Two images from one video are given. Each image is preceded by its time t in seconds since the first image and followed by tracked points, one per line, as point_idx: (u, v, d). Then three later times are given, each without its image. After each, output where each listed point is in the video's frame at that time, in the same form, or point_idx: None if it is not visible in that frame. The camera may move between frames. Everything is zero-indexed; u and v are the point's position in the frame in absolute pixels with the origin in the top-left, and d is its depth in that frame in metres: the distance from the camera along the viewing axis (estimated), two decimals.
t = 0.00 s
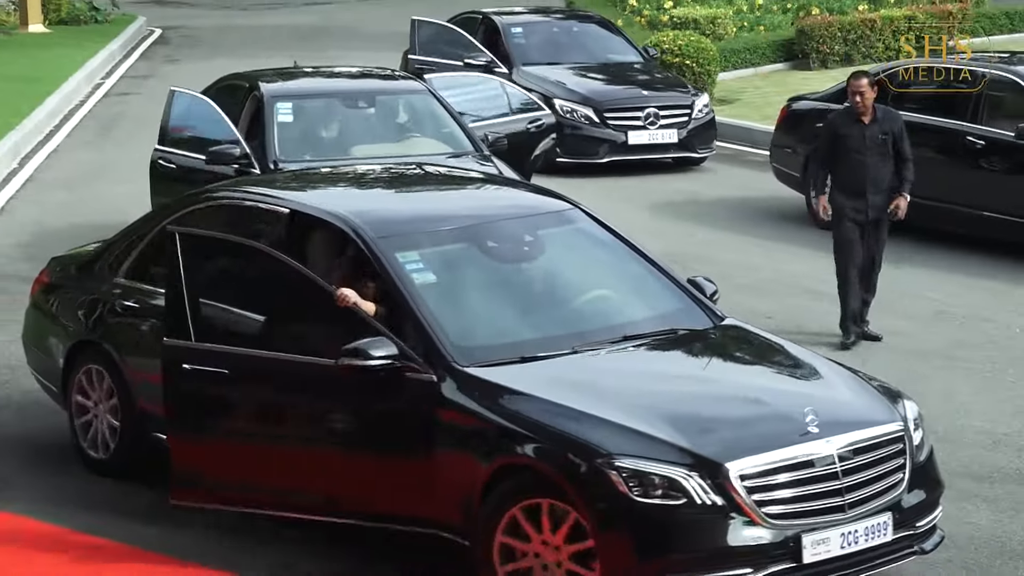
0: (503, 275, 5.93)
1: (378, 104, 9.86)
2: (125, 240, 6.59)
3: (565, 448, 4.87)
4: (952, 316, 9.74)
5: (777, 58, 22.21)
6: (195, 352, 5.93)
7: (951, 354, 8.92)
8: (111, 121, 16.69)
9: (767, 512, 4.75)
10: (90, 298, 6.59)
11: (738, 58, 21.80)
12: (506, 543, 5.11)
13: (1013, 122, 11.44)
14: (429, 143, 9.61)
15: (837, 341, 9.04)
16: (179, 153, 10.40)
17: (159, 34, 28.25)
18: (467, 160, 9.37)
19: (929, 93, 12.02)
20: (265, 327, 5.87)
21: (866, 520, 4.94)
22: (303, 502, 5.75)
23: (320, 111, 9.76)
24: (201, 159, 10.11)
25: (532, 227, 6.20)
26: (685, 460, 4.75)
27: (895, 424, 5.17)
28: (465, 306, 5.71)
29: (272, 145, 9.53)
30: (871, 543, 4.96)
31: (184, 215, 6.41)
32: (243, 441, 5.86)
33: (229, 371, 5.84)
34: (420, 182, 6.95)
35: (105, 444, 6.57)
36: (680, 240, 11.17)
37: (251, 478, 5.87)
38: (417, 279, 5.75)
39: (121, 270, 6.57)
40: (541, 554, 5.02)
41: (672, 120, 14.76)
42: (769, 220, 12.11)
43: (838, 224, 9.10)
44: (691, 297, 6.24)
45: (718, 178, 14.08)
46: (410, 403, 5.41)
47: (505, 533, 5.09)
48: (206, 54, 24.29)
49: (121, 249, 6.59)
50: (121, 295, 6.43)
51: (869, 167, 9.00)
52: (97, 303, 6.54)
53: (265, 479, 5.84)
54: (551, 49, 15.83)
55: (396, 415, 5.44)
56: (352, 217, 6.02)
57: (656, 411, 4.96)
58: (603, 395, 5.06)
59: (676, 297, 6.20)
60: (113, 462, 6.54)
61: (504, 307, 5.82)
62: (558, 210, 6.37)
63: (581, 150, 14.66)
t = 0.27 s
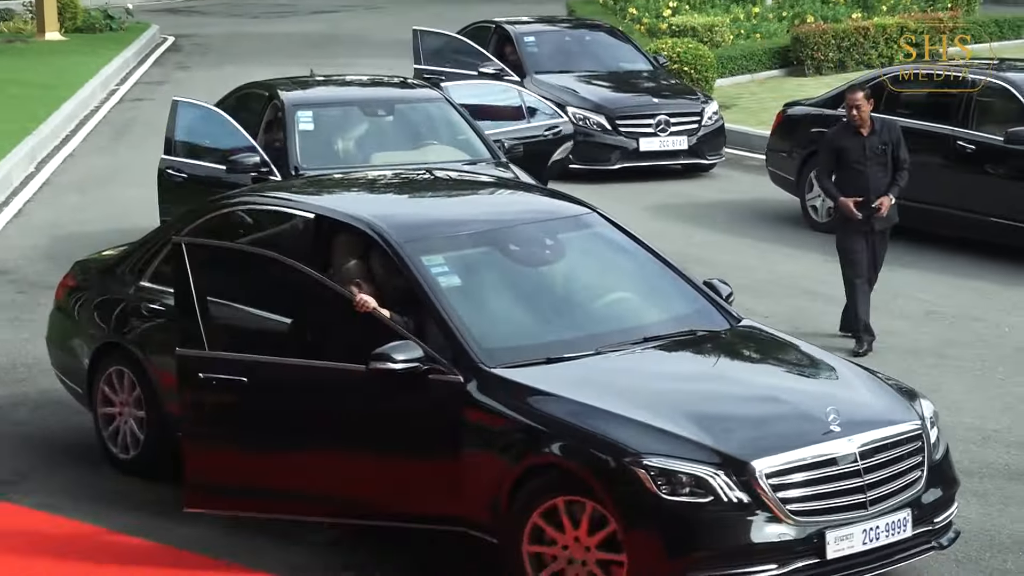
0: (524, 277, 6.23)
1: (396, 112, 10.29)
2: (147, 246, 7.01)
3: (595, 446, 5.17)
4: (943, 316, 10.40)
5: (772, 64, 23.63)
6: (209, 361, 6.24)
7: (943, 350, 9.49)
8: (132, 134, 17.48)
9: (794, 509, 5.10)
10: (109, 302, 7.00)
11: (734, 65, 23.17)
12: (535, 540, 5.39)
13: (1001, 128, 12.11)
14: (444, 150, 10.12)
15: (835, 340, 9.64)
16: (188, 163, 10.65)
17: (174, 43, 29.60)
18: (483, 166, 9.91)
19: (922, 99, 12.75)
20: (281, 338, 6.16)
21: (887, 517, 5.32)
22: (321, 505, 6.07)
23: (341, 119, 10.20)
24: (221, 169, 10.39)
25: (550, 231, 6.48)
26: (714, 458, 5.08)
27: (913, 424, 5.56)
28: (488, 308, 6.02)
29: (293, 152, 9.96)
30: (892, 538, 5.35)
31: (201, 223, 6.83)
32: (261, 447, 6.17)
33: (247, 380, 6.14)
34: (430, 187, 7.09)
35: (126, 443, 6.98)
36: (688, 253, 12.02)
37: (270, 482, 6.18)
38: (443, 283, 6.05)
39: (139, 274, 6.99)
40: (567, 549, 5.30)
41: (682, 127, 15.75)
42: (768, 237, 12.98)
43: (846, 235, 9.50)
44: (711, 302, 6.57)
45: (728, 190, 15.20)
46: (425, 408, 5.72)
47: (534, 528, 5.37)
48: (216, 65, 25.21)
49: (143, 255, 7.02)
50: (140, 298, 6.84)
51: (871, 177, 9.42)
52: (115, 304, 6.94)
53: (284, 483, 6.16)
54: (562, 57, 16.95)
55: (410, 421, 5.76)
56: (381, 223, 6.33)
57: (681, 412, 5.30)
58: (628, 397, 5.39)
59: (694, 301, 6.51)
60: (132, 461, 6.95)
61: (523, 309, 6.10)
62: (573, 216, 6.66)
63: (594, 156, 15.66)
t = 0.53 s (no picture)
0: (531, 278, 6.49)
1: (403, 120, 11.00)
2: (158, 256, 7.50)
3: (605, 442, 5.43)
4: (924, 313, 10.81)
5: (759, 71, 24.27)
6: (217, 367, 6.44)
7: (924, 348, 9.87)
8: (144, 148, 18.09)
9: (800, 502, 5.37)
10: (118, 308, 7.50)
11: (722, 71, 23.73)
12: (546, 534, 5.64)
13: (980, 134, 12.45)
14: (447, 156, 10.83)
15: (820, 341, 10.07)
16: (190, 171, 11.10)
17: (182, 50, 30.89)
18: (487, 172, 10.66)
19: (903, 104, 13.09)
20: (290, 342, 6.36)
21: (888, 511, 5.61)
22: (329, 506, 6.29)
23: (351, 124, 10.86)
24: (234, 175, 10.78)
25: (554, 234, 6.76)
26: (724, 454, 5.34)
27: (910, 421, 5.85)
28: (499, 307, 6.27)
29: (304, 156, 10.55)
30: (892, 531, 5.63)
31: (207, 228, 7.17)
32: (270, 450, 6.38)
33: (257, 384, 6.35)
34: (430, 190, 7.28)
35: (137, 439, 7.48)
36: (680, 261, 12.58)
37: (279, 484, 6.40)
38: (454, 282, 6.30)
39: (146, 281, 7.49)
40: (577, 542, 5.56)
41: (680, 133, 16.27)
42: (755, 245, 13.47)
43: (836, 238, 9.80)
44: (710, 304, 6.86)
45: (717, 199, 15.70)
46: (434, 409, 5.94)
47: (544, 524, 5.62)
48: (225, 71, 26.42)
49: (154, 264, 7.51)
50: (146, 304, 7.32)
51: (862, 181, 9.70)
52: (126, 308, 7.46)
53: (292, 484, 6.38)
54: (559, 65, 17.44)
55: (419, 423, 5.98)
56: (393, 227, 6.58)
57: (688, 409, 5.56)
58: (638, 395, 5.65)
59: (694, 305, 6.79)
60: (143, 458, 7.45)
61: (528, 308, 6.34)
62: (578, 218, 6.99)
63: (595, 163, 16.16)
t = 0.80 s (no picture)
0: (530, 278, 6.74)
1: (406, 125, 11.41)
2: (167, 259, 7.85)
3: (604, 435, 5.68)
4: (908, 311, 11.13)
5: (747, 77, 24.61)
6: (221, 368, 6.67)
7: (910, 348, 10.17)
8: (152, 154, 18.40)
9: (793, 493, 5.62)
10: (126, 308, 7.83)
11: (712, 78, 24.00)
12: (547, 525, 5.90)
13: (962, 138, 12.76)
14: (448, 159, 11.22)
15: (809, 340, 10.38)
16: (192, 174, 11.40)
17: (186, 57, 31.26)
18: (486, 175, 11.01)
19: (887, 109, 13.45)
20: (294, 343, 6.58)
21: (878, 502, 5.86)
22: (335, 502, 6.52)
23: (354, 130, 11.31)
24: (240, 180, 11.11)
25: (552, 235, 7.03)
26: (719, 446, 5.60)
27: (898, 416, 6.11)
28: (500, 305, 6.52)
29: (309, 161, 11.04)
30: (882, 522, 5.89)
31: (218, 229, 7.50)
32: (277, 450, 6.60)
33: (264, 384, 6.58)
34: (429, 192, 7.53)
35: (146, 434, 7.80)
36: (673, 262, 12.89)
37: (284, 483, 6.62)
38: (457, 281, 6.55)
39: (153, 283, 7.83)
40: (579, 533, 5.82)
41: (672, 137, 16.56)
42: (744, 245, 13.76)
43: (831, 242, 10.00)
44: (703, 302, 7.13)
45: (708, 201, 15.98)
46: (437, 407, 6.18)
47: (545, 516, 5.88)
48: (228, 77, 26.66)
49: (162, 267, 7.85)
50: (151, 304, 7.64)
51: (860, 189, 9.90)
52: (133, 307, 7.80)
53: (298, 482, 6.59)
54: (555, 71, 17.73)
55: (422, 421, 6.21)
56: (398, 229, 6.82)
57: (683, 403, 5.82)
58: (637, 391, 5.90)
59: (688, 304, 7.06)
60: (153, 453, 7.77)
61: (525, 307, 6.59)
62: (574, 220, 7.26)
63: (590, 167, 16.42)
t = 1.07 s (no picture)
0: (529, 279, 6.92)
1: (409, 128, 11.67)
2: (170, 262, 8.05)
3: (602, 432, 5.86)
4: (900, 312, 11.32)
5: (743, 83, 24.84)
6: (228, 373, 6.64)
7: (903, 348, 10.37)
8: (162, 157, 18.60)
9: (786, 489, 5.81)
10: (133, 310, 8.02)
11: (709, 83, 24.18)
12: (546, 520, 6.08)
13: (953, 141, 12.95)
14: (450, 161, 11.44)
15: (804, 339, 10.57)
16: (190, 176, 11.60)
17: (193, 62, 31.51)
18: (488, 176, 11.20)
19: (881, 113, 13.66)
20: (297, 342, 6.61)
21: (869, 496, 6.05)
22: (340, 503, 6.54)
23: (358, 132, 11.53)
24: (246, 180, 11.33)
25: (551, 236, 7.23)
26: (714, 443, 5.78)
27: (890, 412, 6.30)
28: (500, 305, 6.70)
29: (315, 163, 11.23)
30: (874, 515, 6.08)
31: (225, 231, 7.68)
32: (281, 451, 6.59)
33: (268, 388, 6.56)
34: (434, 195, 7.72)
35: (156, 431, 7.99)
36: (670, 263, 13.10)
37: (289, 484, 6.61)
38: (458, 282, 6.72)
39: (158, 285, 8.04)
40: (578, 528, 6.00)
41: (670, 141, 16.75)
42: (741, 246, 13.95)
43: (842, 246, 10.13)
44: (698, 301, 7.32)
45: (705, 203, 16.17)
46: (440, 410, 6.27)
47: (544, 512, 6.07)
48: (235, 82, 26.89)
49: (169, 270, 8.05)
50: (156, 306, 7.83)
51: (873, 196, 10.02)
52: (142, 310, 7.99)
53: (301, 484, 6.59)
54: (556, 77, 17.93)
55: (426, 424, 6.28)
56: (399, 230, 6.99)
57: (679, 401, 6.00)
58: (634, 388, 6.08)
59: (683, 303, 7.25)
60: (162, 449, 7.95)
61: (527, 307, 6.78)
62: (572, 221, 7.46)
63: (589, 170, 16.61)
